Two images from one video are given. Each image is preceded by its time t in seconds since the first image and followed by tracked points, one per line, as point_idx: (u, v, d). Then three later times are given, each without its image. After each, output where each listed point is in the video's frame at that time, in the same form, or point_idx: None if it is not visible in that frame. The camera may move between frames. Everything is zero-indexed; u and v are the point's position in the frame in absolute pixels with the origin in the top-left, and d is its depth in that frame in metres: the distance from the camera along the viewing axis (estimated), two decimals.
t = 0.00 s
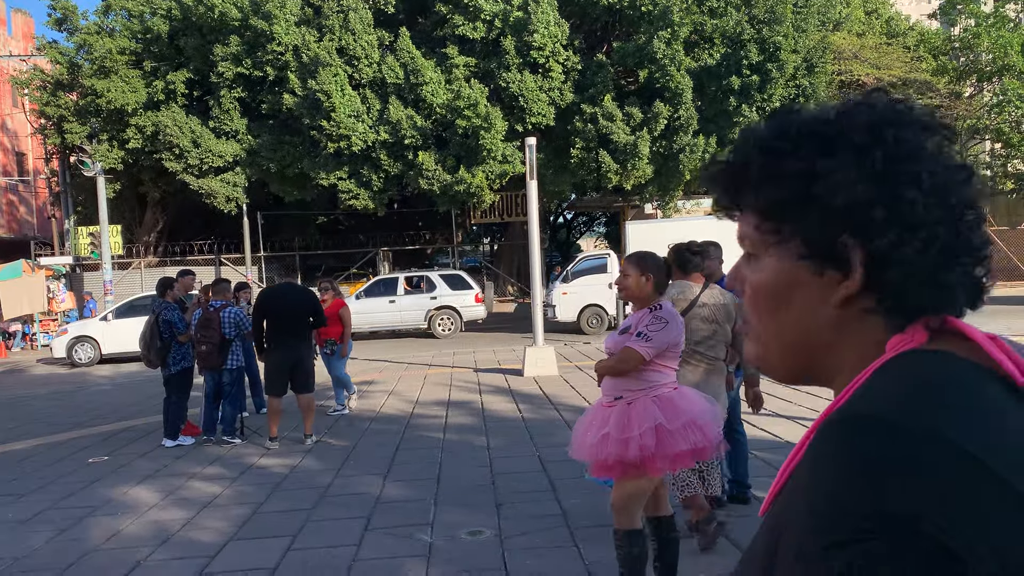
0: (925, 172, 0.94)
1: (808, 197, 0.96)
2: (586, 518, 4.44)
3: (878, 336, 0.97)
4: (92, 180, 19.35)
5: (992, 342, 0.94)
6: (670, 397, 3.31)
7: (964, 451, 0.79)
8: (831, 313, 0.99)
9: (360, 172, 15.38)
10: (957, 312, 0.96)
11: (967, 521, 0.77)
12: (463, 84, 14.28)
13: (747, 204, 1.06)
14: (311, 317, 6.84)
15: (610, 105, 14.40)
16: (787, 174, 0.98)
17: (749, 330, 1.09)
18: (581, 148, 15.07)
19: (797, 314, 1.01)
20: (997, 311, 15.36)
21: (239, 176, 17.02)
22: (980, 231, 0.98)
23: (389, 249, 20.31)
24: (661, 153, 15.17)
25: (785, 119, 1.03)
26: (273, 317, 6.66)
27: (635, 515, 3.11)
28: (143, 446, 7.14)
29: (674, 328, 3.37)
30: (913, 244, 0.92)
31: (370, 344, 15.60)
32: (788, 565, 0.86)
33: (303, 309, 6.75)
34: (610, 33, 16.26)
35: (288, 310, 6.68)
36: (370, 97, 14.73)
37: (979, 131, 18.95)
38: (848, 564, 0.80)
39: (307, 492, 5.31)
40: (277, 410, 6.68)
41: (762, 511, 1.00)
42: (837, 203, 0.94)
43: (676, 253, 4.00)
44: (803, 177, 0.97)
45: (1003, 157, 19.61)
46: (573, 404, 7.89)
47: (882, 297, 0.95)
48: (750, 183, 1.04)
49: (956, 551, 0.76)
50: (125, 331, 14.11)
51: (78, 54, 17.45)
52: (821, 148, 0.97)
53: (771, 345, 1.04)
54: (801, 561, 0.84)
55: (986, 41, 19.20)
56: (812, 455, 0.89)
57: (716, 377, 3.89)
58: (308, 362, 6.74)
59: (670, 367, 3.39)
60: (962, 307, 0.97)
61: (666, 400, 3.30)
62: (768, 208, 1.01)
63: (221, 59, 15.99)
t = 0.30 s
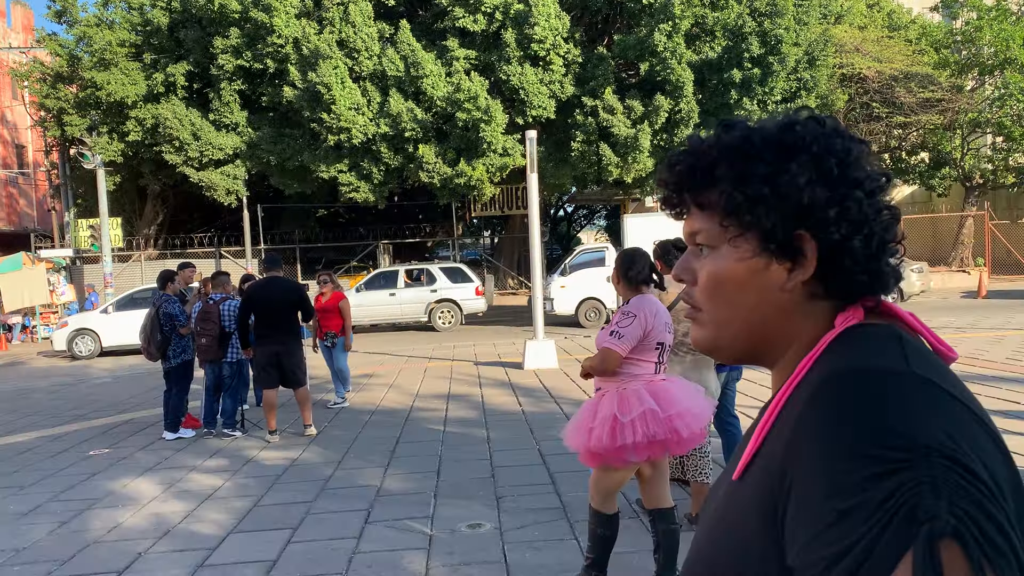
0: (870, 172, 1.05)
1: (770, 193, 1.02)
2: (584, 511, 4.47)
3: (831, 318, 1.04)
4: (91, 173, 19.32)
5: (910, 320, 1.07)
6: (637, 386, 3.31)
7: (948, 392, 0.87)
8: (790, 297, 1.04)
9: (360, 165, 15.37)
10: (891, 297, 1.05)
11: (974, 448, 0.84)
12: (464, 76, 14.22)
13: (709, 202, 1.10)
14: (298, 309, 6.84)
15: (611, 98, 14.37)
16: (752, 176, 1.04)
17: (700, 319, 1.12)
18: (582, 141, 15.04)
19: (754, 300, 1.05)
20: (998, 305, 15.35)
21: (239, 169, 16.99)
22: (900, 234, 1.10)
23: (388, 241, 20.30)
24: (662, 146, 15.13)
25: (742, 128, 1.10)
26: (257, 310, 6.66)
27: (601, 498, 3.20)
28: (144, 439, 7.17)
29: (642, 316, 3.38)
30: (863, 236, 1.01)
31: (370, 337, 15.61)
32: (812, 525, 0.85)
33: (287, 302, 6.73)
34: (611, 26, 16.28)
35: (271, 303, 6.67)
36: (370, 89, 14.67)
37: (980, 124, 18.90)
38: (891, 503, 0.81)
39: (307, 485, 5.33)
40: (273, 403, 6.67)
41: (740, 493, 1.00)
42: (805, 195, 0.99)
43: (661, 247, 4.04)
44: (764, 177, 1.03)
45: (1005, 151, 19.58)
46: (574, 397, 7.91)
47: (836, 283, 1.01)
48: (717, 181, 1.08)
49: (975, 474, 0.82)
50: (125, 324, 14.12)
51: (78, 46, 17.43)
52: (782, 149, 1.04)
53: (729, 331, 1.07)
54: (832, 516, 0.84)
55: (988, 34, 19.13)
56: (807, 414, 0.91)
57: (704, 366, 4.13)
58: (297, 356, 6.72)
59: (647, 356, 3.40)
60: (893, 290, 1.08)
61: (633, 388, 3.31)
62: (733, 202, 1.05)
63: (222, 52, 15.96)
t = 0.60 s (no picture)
0: (814, 182, 1.17)
1: (723, 194, 1.13)
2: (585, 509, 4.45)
3: (779, 305, 1.13)
4: (90, 170, 19.29)
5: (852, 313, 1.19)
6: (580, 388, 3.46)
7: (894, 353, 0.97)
8: (741, 289, 1.13)
9: (360, 162, 15.33)
10: (831, 289, 1.15)
11: (922, 398, 0.93)
12: (464, 73, 14.16)
13: (669, 201, 1.20)
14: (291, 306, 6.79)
15: (611, 94, 14.34)
16: (709, 178, 1.15)
17: (655, 307, 1.19)
18: (583, 138, 14.98)
19: (707, 289, 1.14)
20: (1000, 303, 15.29)
21: (239, 166, 16.94)
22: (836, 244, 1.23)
23: (389, 239, 20.25)
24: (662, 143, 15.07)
25: (702, 138, 1.23)
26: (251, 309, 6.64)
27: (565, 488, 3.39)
28: (144, 436, 7.15)
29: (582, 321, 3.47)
30: (804, 235, 1.12)
31: (370, 335, 15.58)
32: (789, 477, 0.92)
33: (281, 301, 6.69)
34: (612, 23, 16.29)
35: (263, 303, 6.62)
36: (370, 86, 14.62)
37: (982, 121, 18.85)
38: (863, 445, 0.87)
39: (307, 483, 5.31)
40: (270, 402, 6.64)
41: (713, 469, 1.06)
42: (755, 195, 1.11)
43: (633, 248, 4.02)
44: (719, 180, 1.14)
45: (1006, 148, 19.52)
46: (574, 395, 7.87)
47: (781, 275, 1.11)
48: (676, 181, 1.19)
49: (926, 416, 0.90)
50: (124, 321, 14.10)
51: (77, 43, 17.40)
52: (736, 155, 1.16)
53: (684, 317, 1.15)
54: (810, 466, 0.90)
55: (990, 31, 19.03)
56: (775, 378, 0.99)
57: (680, 367, 4.18)
58: (290, 355, 6.69)
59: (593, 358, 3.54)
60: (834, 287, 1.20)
61: (573, 392, 3.50)
62: (693, 197, 1.16)
63: (221, 48, 15.92)
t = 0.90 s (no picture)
0: (797, 191, 1.21)
1: (711, 203, 1.17)
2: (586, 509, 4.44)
3: (762, 309, 1.17)
4: (91, 170, 19.32)
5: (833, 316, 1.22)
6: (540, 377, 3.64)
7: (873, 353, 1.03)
8: (725, 293, 1.17)
9: (360, 161, 15.35)
10: (812, 294, 1.20)
11: (900, 397, 1.00)
12: (464, 72, 14.16)
13: (660, 208, 1.25)
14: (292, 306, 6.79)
15: (611, 94, 14.34)
16: (698, 189, 1.19)
17: (644, 306, 1.24)
18: (583, 138, 14.98)
19: (694, 292, 1.18)
20: (1001, 302, 15.29)
21: (239, 165, 16.94)
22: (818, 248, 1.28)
23: (389, 238, 20.25)
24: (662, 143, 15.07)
25: (692, 147, 1.26)
26: (251, 310, 6.64)
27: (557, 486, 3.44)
28: (144, 436, 7.15)
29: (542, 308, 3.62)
30: (787, 243, 1.16)
31: (370, 334, 15.59)
32: (781, 470, 0.96)
33: (280, 301, 6.69)
34: (612, 22, 16.35)
35: (262, 303, 6.62)
36: (370, 85, 14.62)
37: (982, 120, 18.84)
38: (851, 441, 0.93)
39: (307, 482, 5.31)
40: (270, 402, 6.65)
41: (697, 459, 1.10)
42: (739, 205, 1.15)
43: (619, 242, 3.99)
44: (707, 191, 1.18)
45: (1007, 147, 19.51)
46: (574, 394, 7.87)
47: (763, 282, 1.15)
48: (667, 191, 1.23)
49: (904, 414, 0.97)
50: (124, 320, 14.10)
51: (77, 43, 17.46)
52: (723, 166, 1.19)
53: (673, 317, 1.20)
54: (802, 458, 0.95)
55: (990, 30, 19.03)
56: (765, 376, 1.03)
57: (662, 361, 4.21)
58: (291, 354, 6.68)
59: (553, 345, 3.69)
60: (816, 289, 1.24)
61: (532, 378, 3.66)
62: (682, 206, 1.20)
63: (222, 47, 15.94)
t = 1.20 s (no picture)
0: (771, 189, 1.21)
1: (685, 206, 1.17)
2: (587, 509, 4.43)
3: (736, 306, 1.19)
4: (91, 169, 19.32)
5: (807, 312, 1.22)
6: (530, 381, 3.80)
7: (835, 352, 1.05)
8: (700, 293, 1.19)
9: (360, 161, 15.34)
10: (783, 292, 1.21)
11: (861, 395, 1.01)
12: (464, 72, 14.16)
13: (636, 210, 1.25)
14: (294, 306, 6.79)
15: (611, 93, 14.32)
16: (672, 191, 1.19)
17: (623, 305, 1.26)
18: (583, 137, 14.97)
19: (670, 292, 1.20)
20: (1001, 301, 15.29)
21: (239, 165, 16.92)
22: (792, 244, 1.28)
23: (389, 237, 20.23)
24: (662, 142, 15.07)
25: (667, 148, 1.26)
26: (254, 309, 6.64)
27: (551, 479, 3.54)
28: (144, 435, 7.14)
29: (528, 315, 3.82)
30: (760, 244, 1.16)
31: (370, 334, 15.58)
32: (741, 461, 0.98)
33: (282, 300, 6.69)
34: (612, 22, 16.37)
35: (264, 303, 6.63)
36: (370, 85, 14.61)
37: (982, 119, 18.83)
38: (807, 436, 0.95)
39: (307, 482, 5.31)
40: (270, 401, 6.64)
41: (665, 451, 1.11)
42: (712, 204, 1.15)
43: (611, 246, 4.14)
44: (681, 194, 1.18)
45: (1006, 147, 19.49)
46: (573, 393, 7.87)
47: (736, 280, 1.17)
48: (642, 193, 1.24)
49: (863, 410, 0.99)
50: (124, 320, 14.10)
51: (77, 42, 17.48)
52: (698, 167, 1.20)
53: (650, 316, 1.21)
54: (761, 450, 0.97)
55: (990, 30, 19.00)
56: (729, 372, 1.05)
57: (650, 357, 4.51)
58: (293, 354, 6.67)
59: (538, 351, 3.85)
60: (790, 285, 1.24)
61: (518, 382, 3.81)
62: (657, 208, 1.20)
63: (222, 47, 15.93)
